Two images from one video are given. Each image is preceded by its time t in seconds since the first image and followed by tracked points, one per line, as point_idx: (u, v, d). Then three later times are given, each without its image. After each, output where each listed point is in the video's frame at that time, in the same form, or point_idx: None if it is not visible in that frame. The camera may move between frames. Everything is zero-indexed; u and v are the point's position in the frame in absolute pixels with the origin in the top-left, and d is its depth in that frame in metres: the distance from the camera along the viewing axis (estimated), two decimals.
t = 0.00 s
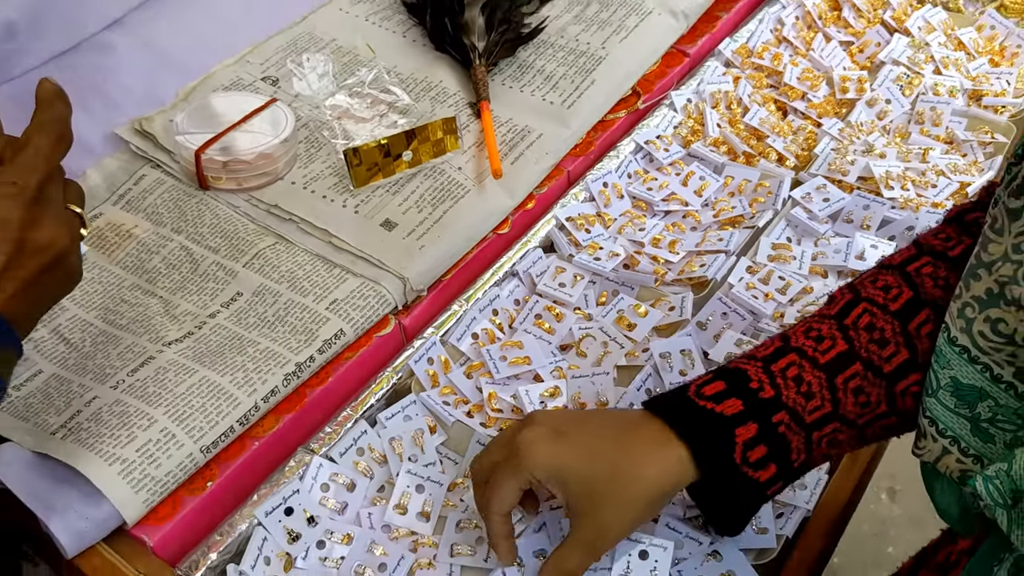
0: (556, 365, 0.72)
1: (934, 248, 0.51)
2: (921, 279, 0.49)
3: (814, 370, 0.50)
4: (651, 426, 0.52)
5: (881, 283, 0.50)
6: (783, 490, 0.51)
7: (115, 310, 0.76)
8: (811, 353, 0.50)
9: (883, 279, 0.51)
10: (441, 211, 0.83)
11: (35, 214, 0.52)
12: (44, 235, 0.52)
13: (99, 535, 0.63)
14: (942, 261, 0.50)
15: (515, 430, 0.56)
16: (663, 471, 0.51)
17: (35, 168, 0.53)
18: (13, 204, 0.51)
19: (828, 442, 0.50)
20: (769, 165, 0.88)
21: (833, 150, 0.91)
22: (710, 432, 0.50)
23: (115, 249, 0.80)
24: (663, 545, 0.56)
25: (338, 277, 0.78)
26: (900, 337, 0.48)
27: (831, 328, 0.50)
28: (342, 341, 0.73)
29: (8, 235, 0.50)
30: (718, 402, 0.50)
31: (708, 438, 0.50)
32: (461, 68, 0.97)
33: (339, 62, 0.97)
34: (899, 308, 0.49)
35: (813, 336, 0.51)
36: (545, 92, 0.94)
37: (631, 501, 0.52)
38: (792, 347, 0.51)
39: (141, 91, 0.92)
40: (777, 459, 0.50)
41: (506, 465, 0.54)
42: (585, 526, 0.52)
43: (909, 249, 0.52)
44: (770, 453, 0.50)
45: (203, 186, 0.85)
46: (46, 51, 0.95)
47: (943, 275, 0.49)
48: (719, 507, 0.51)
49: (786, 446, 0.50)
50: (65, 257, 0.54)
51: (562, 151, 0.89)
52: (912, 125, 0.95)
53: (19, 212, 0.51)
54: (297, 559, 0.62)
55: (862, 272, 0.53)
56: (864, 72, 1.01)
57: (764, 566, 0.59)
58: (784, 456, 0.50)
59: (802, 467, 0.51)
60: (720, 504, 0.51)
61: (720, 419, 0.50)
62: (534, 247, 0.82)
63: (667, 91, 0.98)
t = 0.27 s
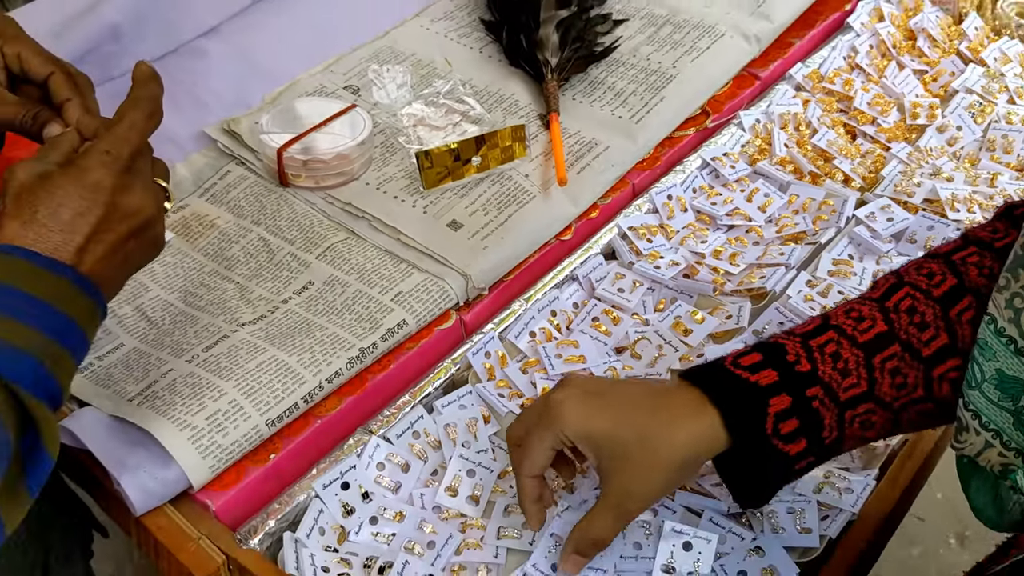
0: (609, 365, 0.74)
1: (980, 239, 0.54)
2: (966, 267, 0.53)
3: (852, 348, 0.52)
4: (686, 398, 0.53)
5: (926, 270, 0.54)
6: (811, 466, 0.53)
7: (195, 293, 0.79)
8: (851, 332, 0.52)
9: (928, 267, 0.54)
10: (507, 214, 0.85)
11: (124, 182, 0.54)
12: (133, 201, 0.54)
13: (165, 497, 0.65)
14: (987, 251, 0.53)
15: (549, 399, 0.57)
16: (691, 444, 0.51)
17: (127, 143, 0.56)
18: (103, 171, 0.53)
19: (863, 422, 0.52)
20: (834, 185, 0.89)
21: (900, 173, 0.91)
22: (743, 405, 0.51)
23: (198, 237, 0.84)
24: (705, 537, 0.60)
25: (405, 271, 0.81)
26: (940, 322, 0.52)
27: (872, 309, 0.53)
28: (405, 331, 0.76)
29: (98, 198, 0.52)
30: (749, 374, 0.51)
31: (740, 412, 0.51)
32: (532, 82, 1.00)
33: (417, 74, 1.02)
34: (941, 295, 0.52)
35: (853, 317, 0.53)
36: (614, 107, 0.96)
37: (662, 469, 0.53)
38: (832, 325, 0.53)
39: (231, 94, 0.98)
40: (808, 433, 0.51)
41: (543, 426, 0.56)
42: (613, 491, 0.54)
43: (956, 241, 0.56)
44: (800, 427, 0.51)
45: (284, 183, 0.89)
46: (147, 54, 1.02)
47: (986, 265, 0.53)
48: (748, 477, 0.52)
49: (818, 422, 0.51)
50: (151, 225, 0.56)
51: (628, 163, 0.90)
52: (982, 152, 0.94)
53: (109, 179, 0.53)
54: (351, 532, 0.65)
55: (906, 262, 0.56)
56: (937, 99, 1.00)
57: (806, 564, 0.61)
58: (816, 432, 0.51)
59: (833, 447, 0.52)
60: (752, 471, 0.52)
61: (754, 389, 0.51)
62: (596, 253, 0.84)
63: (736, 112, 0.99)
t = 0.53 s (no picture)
0: (647, 375, 0.75)
1: (987, 303, 0.51)
2: (978, 338, 0.50)
3: (874, 447, 0.48)
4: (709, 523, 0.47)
5: (936, 344, 0.50)
6: None
7: (251, 285, 0.82)
8: (870, 429, 0.49)
9: (937, 338, 0.51)
10: (557, 224, 0.86)
11: (180, 156, 0.55)
12: (187, 173, 0.55)
13: (208, 472, 0.68)
14: (998, 317, 0.50)
15: (553, 531, 0.49)
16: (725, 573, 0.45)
17: (181, 121, 0.57)
18: (159, 144, 0.54)
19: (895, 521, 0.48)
20: (890, 211, 0.87)
21: (961, 202, 0.89)
22: (768, 523, 0.46)
23: (259, 232, 0.88)
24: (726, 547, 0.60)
25: (452, 274, 0.82)
26: (961, 405, 0.48)
27: (887, 398, 0.49)
28: (448, 331, 0.78)
29: (153, 171, 0.53)
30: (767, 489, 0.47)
31: (767, 534, 0.46)
32: (593, 98, 1.02)
33: (480, 87, 1.04)
34: (958, 372, 0.49)
35: (869, 409, 0.49)
36: (672, 125, 0.97)
37: None
38: (849, 422, 0.49)
39: (300, 100, 1.02)
40: (843, 549, 0.47)
41: None
42: None
43: (959, 304, 0.52)
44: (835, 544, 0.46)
45: (343, 186, 0.92)
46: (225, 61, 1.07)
47: (1000, 333, 0.50)
48: None
49: (852, 536, 0.47)
50: (207, 197, 0.57)
51: (683, 181, 0.90)
52: None
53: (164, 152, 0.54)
54: (382, 521, 0.66)
55: (909, 330, 0.53)
56: (1006, 131, 0.98)
57: None
58: (853, 547, 0.47)
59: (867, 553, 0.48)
60: None
61: (780, 510, 0.46)
62: (644, 266, 0.83)
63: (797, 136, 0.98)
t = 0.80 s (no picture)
0: (675, 375, 0.74)
1: (1007, 325, 0.47)
2: (996, 361, 0.46)
3: (879, 465, 0.46)
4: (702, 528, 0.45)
5: (949, 366, 0.47)
6: None
7: (289, 273, 0.84)
8: (875, 448, 0.46)
9: (951, 361, 0.47)
10: (591, 225, 0.87)
11: (212, 129, 0.56)
12: (219, 145, 0.56)
13: (237, 450, 0.70)
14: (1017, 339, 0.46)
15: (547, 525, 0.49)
16: None
17: (215, 96, 0.59)
18: (191, 118, 0.56)
19: (899, 541, 0.46)
20: (932, 224, 0.86)
21: (1005, 217, 0.88)
22: (758, 535, 0.44)
23: (299, 223, 0.90)
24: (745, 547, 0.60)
25: (486, 269, 0.83)
26: (973, 428, 0.45)
27: (895, 418, 0.47)
28: (478, 325, 0.78)
29: (185, 143, 0.54)
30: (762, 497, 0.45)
31: (756, 544, 0.44)
32: (635, 103, 1.02)
33: (523, 89, 1.05)
34: (971, 397, 0.46)
35: (876, 428, 0.47)
36: (713, 131, 0.96)
37: None
38: (854, 440, 0.47)
39: (346, 96, 1.05)
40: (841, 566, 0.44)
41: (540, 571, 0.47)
42: None
43: (980, 325, 0.48)
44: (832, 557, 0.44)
45: (384, 180, 0.94)
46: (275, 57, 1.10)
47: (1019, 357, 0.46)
48: None
49: (851, 554, 0.44)
50: (241, 169, 0.58)
51: (721, 186, 0.90)
52: None
53: (194, 125, 0.55)
54: (404, 506, 0.67)
55: (926, 352, 0.50)
56: None
57: None
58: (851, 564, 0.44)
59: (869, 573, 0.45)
60: None
61: (777, 522, 0.45)
62: (678, 269, 0.83)
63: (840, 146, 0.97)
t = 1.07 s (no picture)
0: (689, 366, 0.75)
1: None
2: None
3: (916, 321, 0.54)
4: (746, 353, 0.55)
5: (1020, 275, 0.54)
6: (859, 429, 0.54)
7: (308, 256, 0.85)
8: (920, 311, 0.54)
9: None
10: (609, 215, 0.87)
11: (225, 96, 0.57)
12: (234, 111, 0.57)
13: (253, 428, 0.70)
14: None
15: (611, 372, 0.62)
16: (734, 366, 0.55)
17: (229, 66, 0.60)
18: (205, 85, 0.57)
19: (920, 404, 0.53)
20: (952, 222, 0.86)
21: None
22: (796, 356, 0.54)
23: (319, 207, 0.91)
24: (757, 536, 0.60)
25: (502, 257, 0.84)
26: (1019, 316, 0.51)
27: (949, 298, 0.55)
28: (494, 311, 0.79)
29: (200, 110, 0.55)
30: (814, 324, 0.55)
31: (793, 365, 0.54)
32: (655, 96, 1.02)
33: (544, 80, 1.05)
34: None
35: (929, 300, 0.55)
36: (733, 125, 0.96)
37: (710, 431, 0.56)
38: (905, 304, 0.56)
39: (367, 83, 1.05)
40: (860, 394, 0.53)
41: (602, 398, 0.61)
42: (662, 427, 0.54)
43: None
44: (853, 394, 0.53)
45: (403, 166, 0.94)
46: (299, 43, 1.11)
47: None
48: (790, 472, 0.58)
49: (873, 387, 0.53)
50: (256, 136, 0.59)
51: (740, 180, 0.90)
52: None
53: (207, 93, 0.56)
54: (417, 487, 0.68)
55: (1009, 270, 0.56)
56: None
57: None
58: (868, 393, 0.53)
59: (887, 426, 0.54)
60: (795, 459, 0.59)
61: (808, 339, 0.54)
62: (694, 261, 0.84)
63: (860, 143, 0.97)
